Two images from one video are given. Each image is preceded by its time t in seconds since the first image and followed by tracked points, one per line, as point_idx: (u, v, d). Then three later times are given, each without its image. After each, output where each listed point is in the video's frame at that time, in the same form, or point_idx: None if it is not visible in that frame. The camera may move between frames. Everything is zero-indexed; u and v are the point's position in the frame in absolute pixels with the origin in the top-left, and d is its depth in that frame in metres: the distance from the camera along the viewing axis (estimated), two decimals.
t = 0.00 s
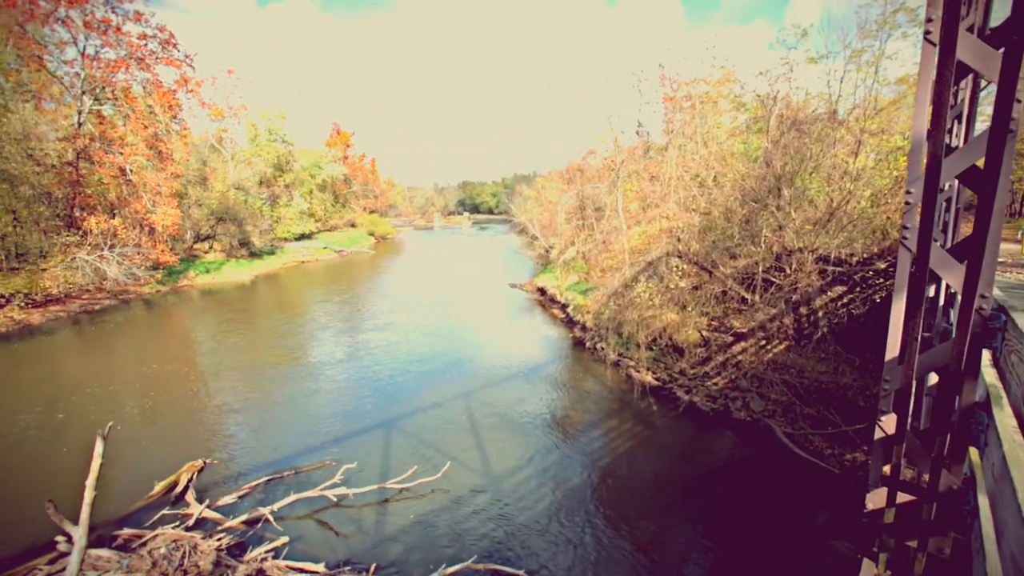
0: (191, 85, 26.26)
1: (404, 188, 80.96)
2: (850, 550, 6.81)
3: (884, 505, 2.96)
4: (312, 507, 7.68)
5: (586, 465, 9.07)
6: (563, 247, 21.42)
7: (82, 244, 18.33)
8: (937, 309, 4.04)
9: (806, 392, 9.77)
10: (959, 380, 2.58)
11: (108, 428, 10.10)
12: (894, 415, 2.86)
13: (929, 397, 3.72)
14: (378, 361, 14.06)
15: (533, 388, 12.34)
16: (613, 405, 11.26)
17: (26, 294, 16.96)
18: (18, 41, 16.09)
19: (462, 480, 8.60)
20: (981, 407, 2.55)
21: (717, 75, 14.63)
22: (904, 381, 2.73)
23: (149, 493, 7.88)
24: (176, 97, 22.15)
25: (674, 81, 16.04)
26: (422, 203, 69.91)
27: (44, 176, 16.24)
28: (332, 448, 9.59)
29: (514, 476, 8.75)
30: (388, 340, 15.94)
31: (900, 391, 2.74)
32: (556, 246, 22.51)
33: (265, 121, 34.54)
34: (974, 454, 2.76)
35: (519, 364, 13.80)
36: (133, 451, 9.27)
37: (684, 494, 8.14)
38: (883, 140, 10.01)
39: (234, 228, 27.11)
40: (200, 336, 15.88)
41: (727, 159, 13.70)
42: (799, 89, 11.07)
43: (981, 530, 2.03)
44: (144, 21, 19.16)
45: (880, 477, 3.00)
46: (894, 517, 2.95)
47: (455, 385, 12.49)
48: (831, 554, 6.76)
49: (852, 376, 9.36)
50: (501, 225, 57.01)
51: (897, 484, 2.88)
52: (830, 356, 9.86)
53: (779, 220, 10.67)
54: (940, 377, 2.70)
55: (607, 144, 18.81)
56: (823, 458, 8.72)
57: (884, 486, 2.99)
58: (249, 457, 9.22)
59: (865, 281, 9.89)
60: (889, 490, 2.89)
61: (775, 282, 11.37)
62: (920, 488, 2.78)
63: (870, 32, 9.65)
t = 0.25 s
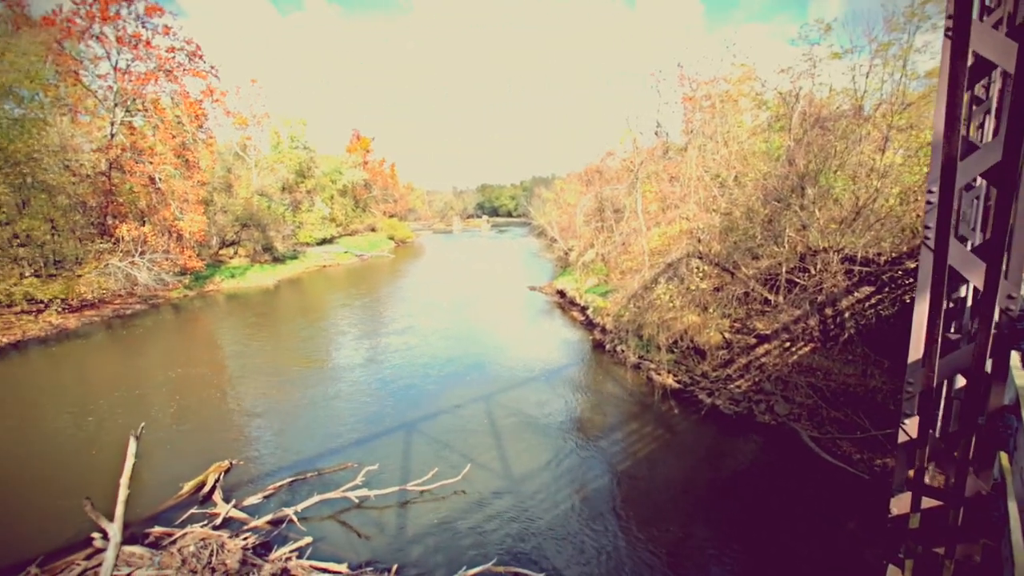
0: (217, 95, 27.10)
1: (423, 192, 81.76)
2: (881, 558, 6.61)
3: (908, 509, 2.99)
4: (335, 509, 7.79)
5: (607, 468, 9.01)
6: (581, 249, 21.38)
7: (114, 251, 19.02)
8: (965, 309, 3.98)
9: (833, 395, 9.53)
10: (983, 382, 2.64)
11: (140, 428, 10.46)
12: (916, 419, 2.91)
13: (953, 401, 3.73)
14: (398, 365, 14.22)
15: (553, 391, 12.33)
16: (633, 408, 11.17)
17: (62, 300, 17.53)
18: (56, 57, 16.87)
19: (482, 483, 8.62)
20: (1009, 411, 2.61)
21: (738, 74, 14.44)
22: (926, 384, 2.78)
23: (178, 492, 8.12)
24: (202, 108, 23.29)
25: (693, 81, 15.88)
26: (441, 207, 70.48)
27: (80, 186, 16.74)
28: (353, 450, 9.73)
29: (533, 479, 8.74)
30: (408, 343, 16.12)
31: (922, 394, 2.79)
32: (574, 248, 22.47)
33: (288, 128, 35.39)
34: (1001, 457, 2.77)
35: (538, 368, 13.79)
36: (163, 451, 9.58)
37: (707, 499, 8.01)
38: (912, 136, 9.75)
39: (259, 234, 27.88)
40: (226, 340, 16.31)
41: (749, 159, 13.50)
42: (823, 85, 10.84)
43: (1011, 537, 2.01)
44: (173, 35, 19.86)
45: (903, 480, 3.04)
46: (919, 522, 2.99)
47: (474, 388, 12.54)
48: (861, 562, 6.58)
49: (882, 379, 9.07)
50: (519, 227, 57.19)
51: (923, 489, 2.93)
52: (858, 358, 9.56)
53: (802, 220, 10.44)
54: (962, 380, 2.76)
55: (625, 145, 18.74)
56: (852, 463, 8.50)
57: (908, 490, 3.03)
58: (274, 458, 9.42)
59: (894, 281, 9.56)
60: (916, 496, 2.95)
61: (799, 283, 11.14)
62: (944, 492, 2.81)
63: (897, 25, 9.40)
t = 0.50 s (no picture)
0: (232, 101, 27.63)
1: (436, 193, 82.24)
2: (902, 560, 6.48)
3: (923, 509, 3.03)
4: (350, 508, 7.87)
5: (621, 468, 8.98)
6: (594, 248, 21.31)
7: (135, 255, 19.49)
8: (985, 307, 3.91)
9: (853, 395, 9.34)
10: (994, 379, 2.71)
11: (160, 428, 10.73)
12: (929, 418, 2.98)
13: (970, 398, 3.72)
14: (412, 367, 14.30)
15: (567, 391, 12.31)
16: (648, 408, 11.12)
17: (85, 303, 17.97)
18: (79, 68, 17.34)
19: (496, 484, 8.63)
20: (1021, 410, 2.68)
21: (751, 69, 14.23)
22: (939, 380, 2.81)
23: (199, 490, 8.31)
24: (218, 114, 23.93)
25: (706, 78, 15.74)
26: (454, 208, 70.75)
27: (102, 193, 17.29)
28: (368, 451, 9.83)
29: (547, 479, 8.74)
30: (421, 344, 16.23)
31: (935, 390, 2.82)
32: (587, 247, 22.41)
33: (302, 133, 35.89)
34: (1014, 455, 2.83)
35: (552, 368, 13.77)
36: (184, 451, 9.81)
37: (724, 500, 7.92)
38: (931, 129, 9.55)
39: (274, 238, 28.41)
40: (243, 342, 16.60)
41: (763, 155, 13.32)
42: (839, 79, 10.63)
43: None
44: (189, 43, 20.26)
45: (918, 480, 3.09)
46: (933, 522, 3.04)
47: (487, 389, 12.57)
48: (881, 564, 6.46)
49: (903, 378, 8.81)
50: (531, 228, 57.17)
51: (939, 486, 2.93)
52: (878, 357, 9.32)
53: (819, 217, 10.26)
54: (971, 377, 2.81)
55: (638, 143, 18.66)
56: (872, 463, 8.35)
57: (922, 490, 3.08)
58: (290, 459, 9.56)
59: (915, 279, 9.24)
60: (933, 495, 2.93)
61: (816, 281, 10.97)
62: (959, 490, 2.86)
63: (915, 16, 9.20)
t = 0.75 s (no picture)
0: (253, 109, 28.27)
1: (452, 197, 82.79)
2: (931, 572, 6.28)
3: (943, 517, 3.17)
4: (367, 510, 7.92)
5: (639, 473, 8.91)
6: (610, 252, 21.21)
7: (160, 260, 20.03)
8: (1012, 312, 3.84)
9: (877, 401, 9.10)
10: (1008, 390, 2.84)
11: (183, 428, 10.98)
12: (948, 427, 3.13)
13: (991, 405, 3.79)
14: (428, 371, 14.35)
15: (583, 395, 12.25)
16: (666, 413, 11.02)
17: (113, 307, 18.49)
18: (108, 79, 17.95)
19: (512, 488, 8.61)
20: None
21: (770, 70, 13.97)
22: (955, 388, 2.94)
23: (221, 490, 8.47)
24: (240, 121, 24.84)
25: (724, 79, 15.58)
26: (469, 212, 71.04)
27: (128, 199, 17.85)
28: (384, 454, 9.90)
29: (564, 483, 8.71)
30: (438, 348, 16.31)
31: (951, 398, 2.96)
32: (603, 250, 22.31)
33: (321, 139, 36.50)
34: None
35: (568, 373, 13.72)
36: (206, 451, 10.03)
37: (743, 506, 7.79)
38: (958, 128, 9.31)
39: (293, 242, 28.89)
40: (263, 345, 16.90)
41: (783, 157, 13.10)
42: (861, 78, 10.42)
43: None
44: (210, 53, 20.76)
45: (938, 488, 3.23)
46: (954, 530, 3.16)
47: (503, 393, 12.55)
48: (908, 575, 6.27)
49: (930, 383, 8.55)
50: (547, 231, 57.11)
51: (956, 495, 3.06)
52: (903, 361, 9.06)
53: (841, 219, 10.04)
54: (992, 388, 2.89)
55: (654, 146, 18.55)
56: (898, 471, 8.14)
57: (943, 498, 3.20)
58: (309, 460, 9.70)
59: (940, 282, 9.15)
60: (950, 502, 3.08)
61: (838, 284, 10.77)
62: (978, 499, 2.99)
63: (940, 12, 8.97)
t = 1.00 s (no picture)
0: (265, 112, 28.64)
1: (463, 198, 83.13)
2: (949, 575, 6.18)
3: (954, 519, 3.26)
4: (379, 509, 7.98)
5: (651, 473, 8.88)
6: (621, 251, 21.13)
7: (175, 262, 20.38)
8: None
9: (894, 402, 8.99)
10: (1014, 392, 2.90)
11: (199, 428, 11.17)
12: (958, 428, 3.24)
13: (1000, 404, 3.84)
14: (438, 372, 14.36)
15: (594, 396, 12.22)
16: (678, 413, 10.97)
17: (130, 308, 18.84)
18: (125, 85, 18.32)
19: (523, 488, 8.62)
20: None
21: (782, 67, 13.72)
22: (963, 389, 3.05)
23: (235, 489, 8.59)
24: (252, 125, 25.22)
25: (735, 76, 15.44)
26: (480, 212, 71.19)
27: (145, 203, 18.26)
28: (395, 454, 9.97)
29: (575, 483, 8.70)
30: (448, 349, 16.36)
31: (958, 399, 3.06)
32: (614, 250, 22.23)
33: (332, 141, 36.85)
34: None
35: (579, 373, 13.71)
36: (221, 451, 10.18)
37: (756, 508, 7.72)
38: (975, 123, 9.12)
39: (306, 244, 29.18)
40: (276, 346, 17.11)
41: (796, 154, 12.93)
42: (876, 73, 10.25)
43: None
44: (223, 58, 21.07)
45: (950, 489, 3.31)
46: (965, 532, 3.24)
47: (514, 394, 12.56)
48: None
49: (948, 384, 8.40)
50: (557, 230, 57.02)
51: (966, 496, 3.16)
52: (919, 361, 8.94)
53: (856, 216, 9.85)
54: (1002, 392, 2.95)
55: (665, 144, 18.43)
56: (914, 472, 8.07)
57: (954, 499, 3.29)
58: (323, 459, 9.82)
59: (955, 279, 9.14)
60: (960, 502, 3.18)
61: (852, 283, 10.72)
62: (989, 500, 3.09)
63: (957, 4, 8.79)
